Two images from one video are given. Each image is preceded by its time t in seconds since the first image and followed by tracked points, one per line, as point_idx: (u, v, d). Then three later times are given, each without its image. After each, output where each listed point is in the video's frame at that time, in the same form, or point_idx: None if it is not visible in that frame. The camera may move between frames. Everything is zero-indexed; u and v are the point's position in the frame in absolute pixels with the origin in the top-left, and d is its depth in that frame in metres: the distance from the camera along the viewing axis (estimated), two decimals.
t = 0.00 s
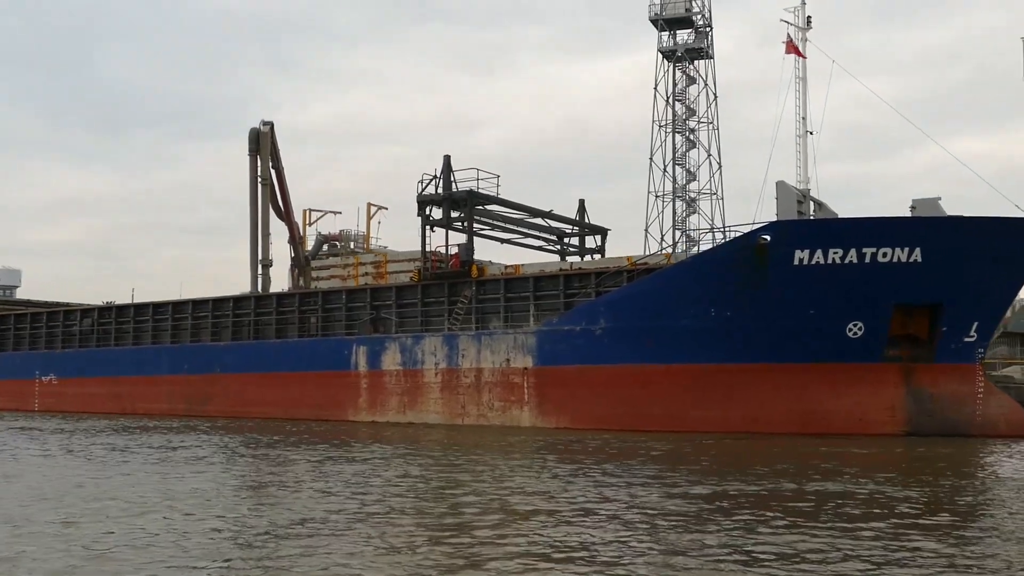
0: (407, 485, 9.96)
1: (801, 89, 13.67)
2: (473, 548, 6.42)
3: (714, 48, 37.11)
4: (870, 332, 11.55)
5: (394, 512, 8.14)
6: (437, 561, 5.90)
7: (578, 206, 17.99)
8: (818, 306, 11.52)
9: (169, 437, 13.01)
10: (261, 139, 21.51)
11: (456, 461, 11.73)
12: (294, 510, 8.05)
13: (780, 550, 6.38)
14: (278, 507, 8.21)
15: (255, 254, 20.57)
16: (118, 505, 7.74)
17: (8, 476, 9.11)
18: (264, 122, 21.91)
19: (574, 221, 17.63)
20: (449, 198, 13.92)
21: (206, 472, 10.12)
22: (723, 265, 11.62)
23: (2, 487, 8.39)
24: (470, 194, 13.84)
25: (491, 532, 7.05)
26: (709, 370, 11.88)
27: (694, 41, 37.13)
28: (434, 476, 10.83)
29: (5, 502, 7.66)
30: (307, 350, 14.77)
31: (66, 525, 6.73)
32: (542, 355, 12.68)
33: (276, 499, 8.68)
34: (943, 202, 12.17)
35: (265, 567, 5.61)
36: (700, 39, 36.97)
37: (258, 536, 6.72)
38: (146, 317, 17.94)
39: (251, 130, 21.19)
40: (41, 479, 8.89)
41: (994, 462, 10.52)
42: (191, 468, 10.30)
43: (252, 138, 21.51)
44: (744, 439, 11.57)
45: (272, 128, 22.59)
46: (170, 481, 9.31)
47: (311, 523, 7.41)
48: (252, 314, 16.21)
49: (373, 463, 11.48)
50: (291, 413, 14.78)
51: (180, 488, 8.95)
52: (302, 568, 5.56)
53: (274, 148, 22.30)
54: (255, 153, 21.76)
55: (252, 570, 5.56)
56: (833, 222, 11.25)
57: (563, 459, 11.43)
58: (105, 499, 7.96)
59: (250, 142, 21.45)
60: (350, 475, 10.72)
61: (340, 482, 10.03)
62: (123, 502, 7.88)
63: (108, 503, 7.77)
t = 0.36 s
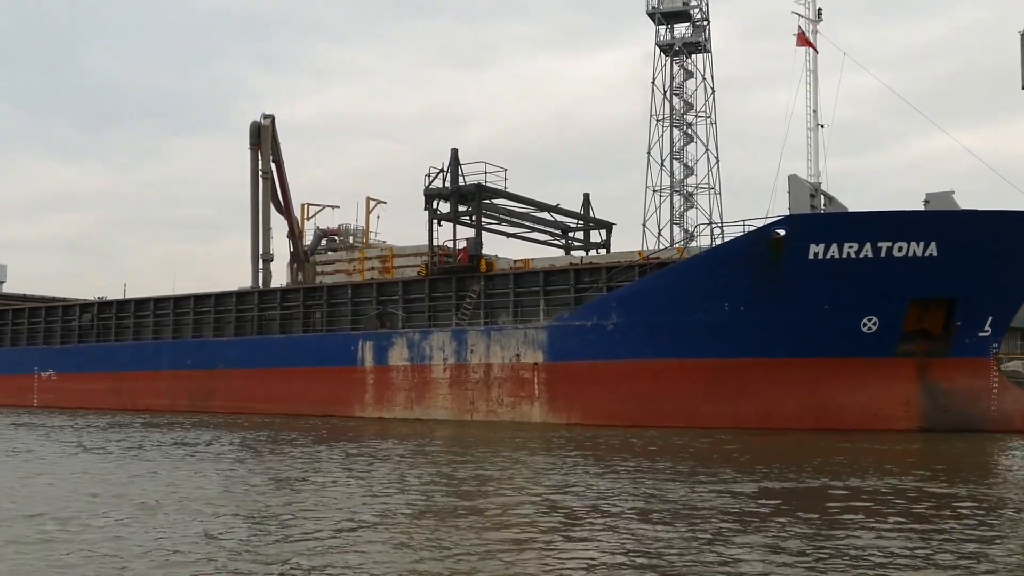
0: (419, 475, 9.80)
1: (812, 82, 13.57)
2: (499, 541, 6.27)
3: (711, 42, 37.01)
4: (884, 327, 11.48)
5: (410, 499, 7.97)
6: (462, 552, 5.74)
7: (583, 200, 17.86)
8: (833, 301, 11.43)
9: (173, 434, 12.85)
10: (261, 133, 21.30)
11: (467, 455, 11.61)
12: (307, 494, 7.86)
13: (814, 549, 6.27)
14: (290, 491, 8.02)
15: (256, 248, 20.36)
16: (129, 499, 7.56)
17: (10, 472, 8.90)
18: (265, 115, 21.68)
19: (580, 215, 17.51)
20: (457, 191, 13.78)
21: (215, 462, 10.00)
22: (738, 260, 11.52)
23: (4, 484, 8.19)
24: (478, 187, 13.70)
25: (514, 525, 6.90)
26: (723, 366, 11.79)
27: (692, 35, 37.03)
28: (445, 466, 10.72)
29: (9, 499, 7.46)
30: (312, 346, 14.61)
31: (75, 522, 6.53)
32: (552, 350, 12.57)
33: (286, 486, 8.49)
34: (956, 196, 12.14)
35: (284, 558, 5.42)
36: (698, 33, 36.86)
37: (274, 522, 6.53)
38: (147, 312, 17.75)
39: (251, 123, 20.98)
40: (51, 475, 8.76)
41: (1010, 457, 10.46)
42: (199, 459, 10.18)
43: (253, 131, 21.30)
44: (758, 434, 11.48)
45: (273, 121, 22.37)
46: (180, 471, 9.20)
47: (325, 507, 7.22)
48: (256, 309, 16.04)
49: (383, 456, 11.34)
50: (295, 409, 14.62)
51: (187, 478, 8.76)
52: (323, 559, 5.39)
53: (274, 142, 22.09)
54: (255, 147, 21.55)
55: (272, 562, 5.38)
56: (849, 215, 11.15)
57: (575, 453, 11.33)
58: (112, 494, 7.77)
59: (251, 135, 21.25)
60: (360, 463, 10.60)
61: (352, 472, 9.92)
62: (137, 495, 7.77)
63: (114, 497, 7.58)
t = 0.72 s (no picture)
0: (435, 467, 9.66)
1: (827, 75, 13.46)
2: (525, 531, 6.12)
3: (711, 36, 36.88)
4: (903, 322, 11.39)
5: (428, 494, 7.82)
6: (490, 551, 5.59)
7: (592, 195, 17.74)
8: (852, 296, 11.33)
9: (183, 431, 12.73)
10: (265, 127, 21.13)
11: (482, 448, 11.50)
12: (322, 493, 7.71)
13: (848, 522, 6.14)
14: (305, 491, 7.87)
15: (260, 244, 20.19)
16: (148, 498, 7.46)
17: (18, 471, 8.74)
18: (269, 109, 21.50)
19: (589, 210, 17.39)
20: (469, 185, 13.62)
21: (230, 460, 9.88)
22: (757, 254, 11.42)
23: (19, 482, 8.07)
24: (490, 182, 13.53)
25: (538, 516, 6.76)
26: (740, 361, 11.70)
27: (693, 29, 36.90)
28: (461, 458, 10.61)
29: (17, 500, 7.28)
30: (322, 342, 14.47)
31: (94, 521, 6.40)
32: (567, 346, 12.47)
33: (299, 485, 8.32)
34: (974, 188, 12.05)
35: (310, 558, 5.29)
36: (699, 27, 36.74)
37: (290, 527, 6.36)
38: (152, 308, 17.59)
39: (255, 118, 20.81)
40: (65, 473, 8.65)
41: None
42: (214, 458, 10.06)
43: (256, 126, 21.13)
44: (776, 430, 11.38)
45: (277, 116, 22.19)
46: (196, 469, 9.09)
47: (347, 506, 7.09)
48: (263, 305, 15.90)
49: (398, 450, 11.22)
50: (305, 406, 14.49)
51: (198, 478, 8.58)
52: (346, 563, 5.22)
53: (278, 137, 21.92)
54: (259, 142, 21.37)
55: (293, 565, 5.23)
56: (869, 209, 11.03)
57: (592, 447, 11.23)
58: (123, 494, 7.60)
59: (255, 130, 21.08)
60: (376, 457, 10.47)
61: (369, 463, 9.81)
62: (156, 494, 7.66)
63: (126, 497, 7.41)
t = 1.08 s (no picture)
0: (455, 465, 9.54)
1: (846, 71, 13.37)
2: (555, 528, 6.00)
3: (717, 33, 36.76)
4: (926, 320, 11.24)
5: (451, 492, 7.68)
6: (528, 548, 5.50)
7: (605, 192, 17.62)
8: (875, 295, 11.21)
9: (197, 430, 12.62)
10: (274, 124, 20.99)
11: (500, 447, 11.40)
12: (342, 492, 7.57)
13: (885, 520, 6.02)
14: (324, 490, 7.73)
15: (269, 241, 20.07)
16: (173, 494, 7.36)
17: (34, 469, 8.63)
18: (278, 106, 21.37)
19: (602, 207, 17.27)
20: (485, 182, 13.54)
21: (249, 459, 9.78)
22: (779, 252, 11.33)
23: (40, 479, 7.97)
24: (507, 179, 13.45)
25: (570, 513, 6.67)
26: (761, 360, 11.58)
27: (698, 27, 36.80)
28: (480, 455, 10.51)
29: (36, 498, 7.17)
30: (335, 341, 14.36)
31: (122, 517, 6.30)
32: (585, 345, 12.36)
33: (317, 483, 8.18)
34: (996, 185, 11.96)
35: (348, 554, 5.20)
36: (704, 25, 36.62)
37: (319, 523, 6.26)
38: (161, 305, 17.46)
39: (264, 114, 20.68)
40: (84, 471, 8.55)
41: None
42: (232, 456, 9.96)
43: (265, 122, 21.00)
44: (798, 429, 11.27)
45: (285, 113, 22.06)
46: (216, 467, 8.99)
47: (375, 504, 7.00)
48: (275, 303, 15.78)
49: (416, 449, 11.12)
50: (318, 405, 14.36)
51: (214, 476, 8.45)
52: (377, 561, 5.09)
53: (287, 134, 21.79)
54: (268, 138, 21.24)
55: (329, 560, 5.13)
56: (893, 207, 10.95)
57: (611, 446, 11.13)
58: (142, 492, 7.48)
59: (263, 126, 20.94)
60: (395, 456, 10.38)
61: (389, 462, 9.71)
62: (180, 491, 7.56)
63: (143, 495, 7.27)
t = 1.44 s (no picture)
0: (480, 467, 9.45)
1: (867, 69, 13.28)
2: (592, 532, 5.90)
3: (723, 32, 36.67)
4: (951, 321, 11.12)
5: (481, 495, 7.59)
6: (574, 554, 5.40)
7: (618, 192, 17.52)
8: (900, 295, 11.10)
9: (213, 431, 12.52)
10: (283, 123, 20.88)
11: (520, 449, 11.31)
12: (371, 496, 7.48)
13: (930, 525, 5.94)
14: (353, 493, 7.64)
15: (279, 241, 19.96)
16: (202, 498, 7.27)
17: (57, 473, 8.54)
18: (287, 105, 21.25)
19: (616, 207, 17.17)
20: (502, 182, 13.43)
21: (271, 462, 9.68)
22: (802, 252, 11.24)
23: (65, 483, 7.88)
24: (525, 178, 13.35)
25: (607, 516, 6.59)
26: (784, 361, 11.48)
27: (704, 27, 36.72)
28: (503, 459, 10.42)
29: (64, 502, 7.07)
30: (350, 341, 14.26)
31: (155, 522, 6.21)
32: (606, 345, 12.25)
33: (342, 486, 8.08)
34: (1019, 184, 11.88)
35: (393, 560, 5.12)
36: (710, 25, 36.53)
37: (356, 527, 6.17)
38: (171, 306, 17.34)
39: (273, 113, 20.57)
40: (108, 474, 8.46)
41: None
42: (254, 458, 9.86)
43: (274, 121, 20.89)
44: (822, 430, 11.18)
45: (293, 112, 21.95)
46: (241, 470, 8.90)
47: (407, 506, 6.91)
48: (288, 303, 15.67)
49: (437, 451, 11.03)
50: (333, 405, 14.25)
51: (239, 479, 8.36)
52: (424, 566, 5.01)
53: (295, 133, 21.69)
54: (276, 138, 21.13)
55: (375, 568, 5.04)
56: (918, 206, 10.86)
57: (634, 448, 11.04)
58: (169, 495, 7.38)
59: (273, 126, 20.83)
60: (418, 458, 10.28)
61: (413, 465, 9.62)
62: (208, 495, 7.46)
63: (172, 499, 7.18)
